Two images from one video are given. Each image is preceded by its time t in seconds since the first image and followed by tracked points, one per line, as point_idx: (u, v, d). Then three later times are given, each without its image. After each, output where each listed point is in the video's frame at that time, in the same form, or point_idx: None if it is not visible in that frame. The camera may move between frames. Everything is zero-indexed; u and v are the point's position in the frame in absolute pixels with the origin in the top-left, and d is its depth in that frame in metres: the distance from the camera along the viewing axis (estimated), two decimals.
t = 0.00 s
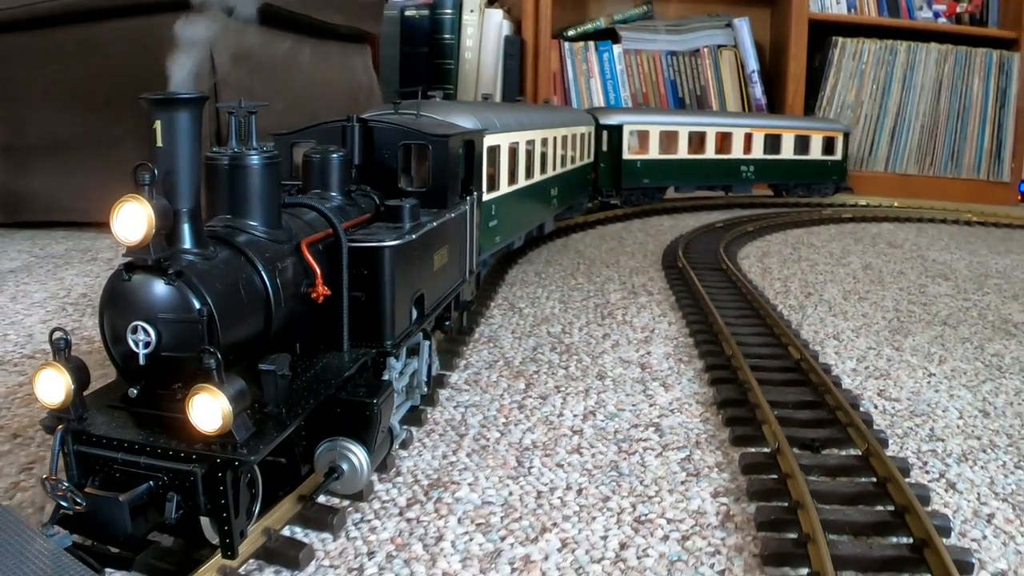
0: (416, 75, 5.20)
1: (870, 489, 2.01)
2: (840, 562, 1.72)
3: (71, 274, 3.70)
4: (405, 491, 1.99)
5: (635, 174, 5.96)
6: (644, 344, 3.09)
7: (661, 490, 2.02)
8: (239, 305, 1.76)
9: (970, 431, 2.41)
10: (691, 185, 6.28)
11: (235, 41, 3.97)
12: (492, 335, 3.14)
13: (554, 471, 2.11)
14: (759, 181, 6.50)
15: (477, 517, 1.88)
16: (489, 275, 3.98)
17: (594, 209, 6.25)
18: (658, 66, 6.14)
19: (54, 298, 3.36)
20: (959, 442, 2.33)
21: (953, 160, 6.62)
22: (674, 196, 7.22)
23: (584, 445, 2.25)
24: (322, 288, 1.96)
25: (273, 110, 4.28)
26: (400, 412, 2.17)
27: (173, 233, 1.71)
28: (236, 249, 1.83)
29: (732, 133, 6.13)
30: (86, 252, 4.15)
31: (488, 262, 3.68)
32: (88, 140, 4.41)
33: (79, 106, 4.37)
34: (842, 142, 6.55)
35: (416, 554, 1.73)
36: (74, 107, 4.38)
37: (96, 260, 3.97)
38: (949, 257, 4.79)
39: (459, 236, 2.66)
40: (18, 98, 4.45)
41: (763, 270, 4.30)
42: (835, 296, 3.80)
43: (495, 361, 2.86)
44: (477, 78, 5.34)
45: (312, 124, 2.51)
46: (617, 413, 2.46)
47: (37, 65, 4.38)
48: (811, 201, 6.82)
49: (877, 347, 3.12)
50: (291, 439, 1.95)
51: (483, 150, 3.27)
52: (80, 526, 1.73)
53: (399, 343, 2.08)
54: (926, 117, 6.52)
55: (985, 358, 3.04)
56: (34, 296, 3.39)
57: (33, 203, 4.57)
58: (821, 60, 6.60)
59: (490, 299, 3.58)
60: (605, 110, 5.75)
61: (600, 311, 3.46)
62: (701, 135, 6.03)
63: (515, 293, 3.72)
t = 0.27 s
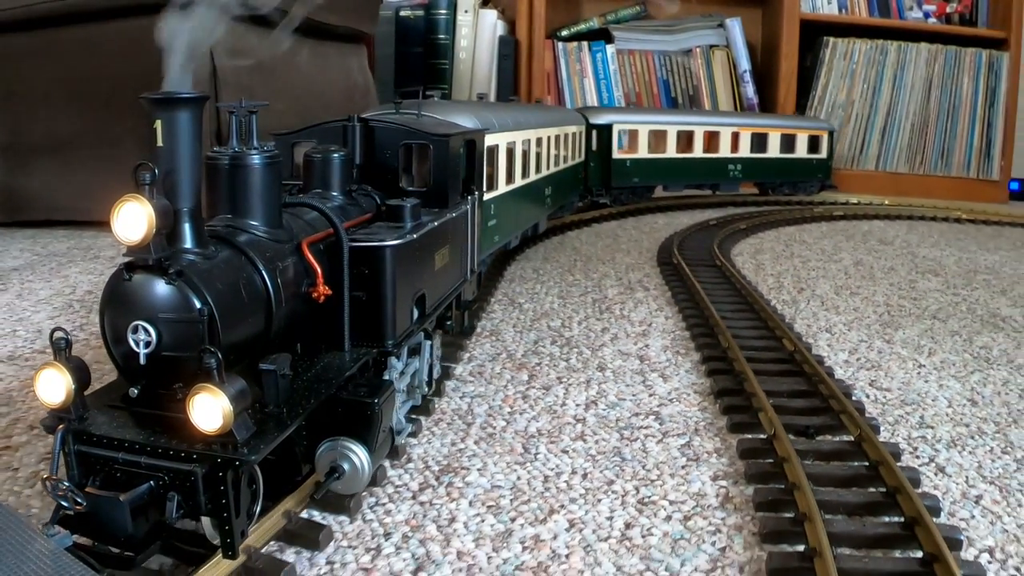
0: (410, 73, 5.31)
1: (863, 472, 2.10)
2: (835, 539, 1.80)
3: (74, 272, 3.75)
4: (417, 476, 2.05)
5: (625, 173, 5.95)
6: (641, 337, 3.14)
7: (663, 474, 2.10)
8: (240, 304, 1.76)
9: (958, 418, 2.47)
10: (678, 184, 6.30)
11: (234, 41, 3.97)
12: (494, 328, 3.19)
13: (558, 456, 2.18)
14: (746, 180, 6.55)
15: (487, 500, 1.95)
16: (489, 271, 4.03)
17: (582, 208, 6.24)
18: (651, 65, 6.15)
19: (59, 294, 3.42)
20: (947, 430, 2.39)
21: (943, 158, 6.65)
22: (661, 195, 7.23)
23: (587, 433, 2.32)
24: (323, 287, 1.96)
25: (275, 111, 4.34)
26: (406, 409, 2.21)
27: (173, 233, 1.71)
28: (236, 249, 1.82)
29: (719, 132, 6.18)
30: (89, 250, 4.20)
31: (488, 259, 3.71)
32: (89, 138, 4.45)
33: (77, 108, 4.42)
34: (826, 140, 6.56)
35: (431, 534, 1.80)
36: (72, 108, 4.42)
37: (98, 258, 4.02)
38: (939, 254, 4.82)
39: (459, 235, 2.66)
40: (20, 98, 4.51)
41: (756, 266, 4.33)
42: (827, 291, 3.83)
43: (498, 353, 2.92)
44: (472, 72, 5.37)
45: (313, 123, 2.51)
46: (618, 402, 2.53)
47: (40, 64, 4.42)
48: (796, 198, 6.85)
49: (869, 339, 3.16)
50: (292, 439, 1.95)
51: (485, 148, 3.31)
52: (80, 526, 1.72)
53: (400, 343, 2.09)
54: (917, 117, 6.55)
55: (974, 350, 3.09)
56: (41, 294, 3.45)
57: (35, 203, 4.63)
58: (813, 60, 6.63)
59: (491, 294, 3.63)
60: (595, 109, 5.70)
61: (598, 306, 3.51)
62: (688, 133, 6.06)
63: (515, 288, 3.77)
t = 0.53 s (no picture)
0: (405, 72, 5.37)
1: (855, 457, 2.17)
2: (831, 518, 1.87)
3: (78, 270, 3.80)
4: (428, 462, 2.11)
5: (614, 174, 5.90)
6: (638, 331, 3.19)
7: (664, 460, 2.16)
8: (241, 305, 1.76)
9: (947, 407, 2.53)
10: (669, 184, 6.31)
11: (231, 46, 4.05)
12: (495, 323, 3.24)
13: (563, 444, 2.24)
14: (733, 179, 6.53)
15: (496, 484, 2.01)
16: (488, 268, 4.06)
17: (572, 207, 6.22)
18: (644, 66, 6.20)
19: (65, 292, 3.47)
20: (936, 417, 2.45)
21: (934, 157, 6.69)
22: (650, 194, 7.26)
23: (590, 421, 2.39)
24: (324, 287, 1.96)
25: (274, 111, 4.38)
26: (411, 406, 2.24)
27: (174, 233, 1.71)
28: (237, 249, 1.82)
29: (707, 132, 6.16)
30: (91, 249, 4.23)
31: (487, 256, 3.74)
32: (88, 138, 4.45)
33: (79, 108, 4.41)
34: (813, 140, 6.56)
35: (444, 516, 1.86)
36: (75, 108, 4.42)
37: (101, 257, 4.07)
38: (929, 250, 4.84)
39: (460, 236, 2.65)
40: (19, 98, 4.48)
41: (749, 263, 4.35)
42: (819, 287, 3.85)
43: (501, 347, 2.97)
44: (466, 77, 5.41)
45: (313, 123, 2.51)
46: (619, 393, 2.59)
47: (37, 65, 4.41)
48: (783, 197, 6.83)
49: (860, 333, 3.21)
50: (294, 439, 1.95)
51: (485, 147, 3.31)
52: (81, 526, 1.72)
53: (401, 343, 2.08)
54: (907, 116, 6.59)
55: (962, 343, 3.13)
56: (46, 291, 3.49)
57: (35, 202, 4.59)
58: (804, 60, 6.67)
59: (491, 290, 3.67)
60: (584, 109, 5.67)
61: (595, 302, 3.55)
62: (677, 133, 6.05)
63: (514, 285, 3.81)
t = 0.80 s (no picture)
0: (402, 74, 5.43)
1: (847, 442, 2.27)
2: (826, 497, 1.97)
3: (83, 268, 3.84)
4: (439, 449, 2.18)
5: (603, 173, 5.92)
6: (636, 326, 3.25)
7: (664, 445, 2.25)
8: (243, 306, 1.76)
9: (936, 396, 2.61)
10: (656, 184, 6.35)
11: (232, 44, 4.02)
12: (497, 318, 3.29)
13: (567, 431, 2.32)
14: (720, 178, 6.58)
15: (505, 470, 2.09)
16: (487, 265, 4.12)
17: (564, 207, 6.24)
18: (636, 66, 6.19)
19: (72, 290, 3.52)
20: (926, 406, 2.53)
21: (923, 154, 6.76)
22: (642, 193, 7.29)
23: (592, 411, 2.47)
24: (326, 287, 1.96)
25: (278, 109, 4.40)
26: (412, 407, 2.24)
27: (176, 233, 1.71)
28: (239, 249, 1.82)
29: (696, 131, 6.16)
30: (93, 247, 4.26)
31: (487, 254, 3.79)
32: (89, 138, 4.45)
33: (79, 109, 4.41)
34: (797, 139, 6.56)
35: (457, 499, 1.95)
36: (73, 110, 4.42)
37: (105, 255, 4.11)
38: (919, 248, 4.87)
39: (461, 236, 2.65)
40: (20, 99, 4.49)
41: (743, 260, 4.39)
42: (812, 283, 3.90)
43: (503, 340, 3.03)
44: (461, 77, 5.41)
45: (315, 124, 2.52)
46: (619, 383, 2.67)
47: (37, 66, 4.42)
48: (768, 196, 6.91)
49: (852, 326, 3.27)
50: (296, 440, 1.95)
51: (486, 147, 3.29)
52: (82, 526, 1.71)
53: (403, 343, 2.08)
54: (898, 116, 6.65)
55: (950, 336, 3.19)
56: (53, 289, 3.54)
57: (36, 202, 4.59)
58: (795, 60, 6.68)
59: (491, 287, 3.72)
60: (573, 108, 5.67)
61: (593, 298, 3.60)
62: (666, 132, 6.08)
63: (514, 281, 3.86)
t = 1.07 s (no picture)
0: (397, 76, 5.44)
1: (840, 429, 2.32)
2: (822, 481, 2.03)
3: (87, 266, 3.84)
4: (447, 437, 2.26)
5: (594, 173, 5.89)
6: (633, 320, 3.30)
7: (665, 432, 2.32)
8: (245, 306, 1.76)
9: (926, 386, 2.65)
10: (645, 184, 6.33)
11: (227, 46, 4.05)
12: (498, 313, 3.34)
13: (571, 419, 2.40)
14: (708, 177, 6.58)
15: (513, 456, 2.17)
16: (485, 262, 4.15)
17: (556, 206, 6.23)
18: (629, 67, 6.24)
19: (77, 287, 3.52)
20: (917, 395, 2.58)
21: (913, 154, 6.81)
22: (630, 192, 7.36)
23: (594, 400, 2.53)
24: (327, 288, 1.96)
25: (281, 107, 4.46)
26: (412, 408, 2.23)
27: (178, 233, 1.71)
28: (241, 249, 1.82)
29: (684, 130, 6.16)
30: (96, 247, 4.23)
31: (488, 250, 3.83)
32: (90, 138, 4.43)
33: (82, 109, 4.39)
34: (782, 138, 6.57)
35: (468, 483, 2.02)
36: (76, 109, 4.39)
37: (117, 252, 4.12)
38: (909, 244, 4.90)
39: (462, 236, 2.64)
40: (19, 99, 4.46)
41: (736, 256, 4.42)
42: (804, 279, 3.93)
43: (507, 334, 3.09)
44: (456, 78, 5.47)
45: (316, 124, 2.52)
46: (620, 373, 2.74)
47: (35, 66, 4.38)
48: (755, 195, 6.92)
49: (844, 320, 3.31)
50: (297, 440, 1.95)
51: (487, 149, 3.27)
52: (82, 526, 1.71)
53: (405, 343, 2.08)
54: (888, 115, 6.68)
55: (940, 329, 3.24)
56: (58, 286, 3.54)
57: (36, 202, 4.56)
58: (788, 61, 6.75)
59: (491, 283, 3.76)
60: (565, 108, 5.63)
61: (591, 294, 3.63)
62: (655, 131, 6.09)
63: (513, 277, 3.90)
